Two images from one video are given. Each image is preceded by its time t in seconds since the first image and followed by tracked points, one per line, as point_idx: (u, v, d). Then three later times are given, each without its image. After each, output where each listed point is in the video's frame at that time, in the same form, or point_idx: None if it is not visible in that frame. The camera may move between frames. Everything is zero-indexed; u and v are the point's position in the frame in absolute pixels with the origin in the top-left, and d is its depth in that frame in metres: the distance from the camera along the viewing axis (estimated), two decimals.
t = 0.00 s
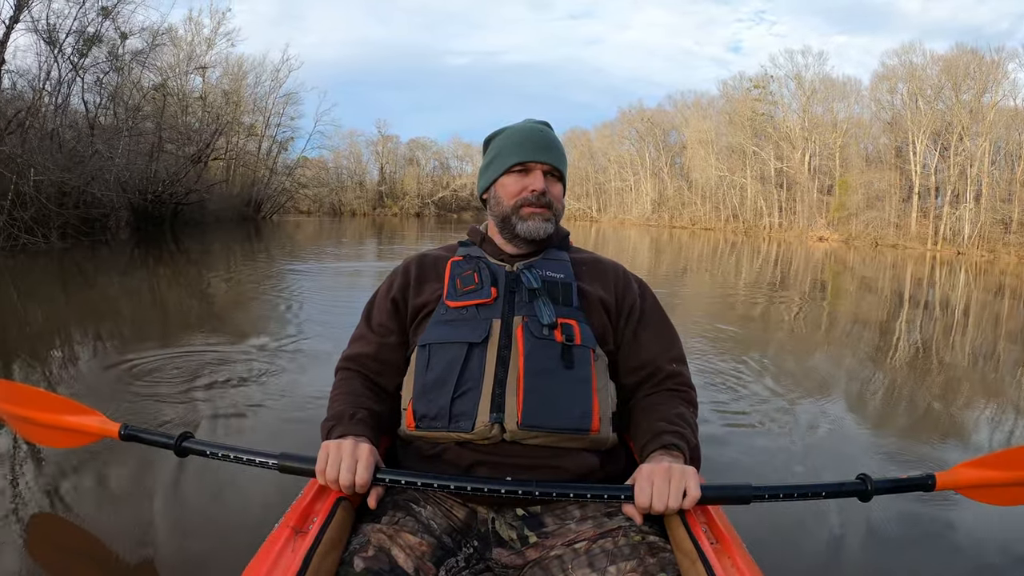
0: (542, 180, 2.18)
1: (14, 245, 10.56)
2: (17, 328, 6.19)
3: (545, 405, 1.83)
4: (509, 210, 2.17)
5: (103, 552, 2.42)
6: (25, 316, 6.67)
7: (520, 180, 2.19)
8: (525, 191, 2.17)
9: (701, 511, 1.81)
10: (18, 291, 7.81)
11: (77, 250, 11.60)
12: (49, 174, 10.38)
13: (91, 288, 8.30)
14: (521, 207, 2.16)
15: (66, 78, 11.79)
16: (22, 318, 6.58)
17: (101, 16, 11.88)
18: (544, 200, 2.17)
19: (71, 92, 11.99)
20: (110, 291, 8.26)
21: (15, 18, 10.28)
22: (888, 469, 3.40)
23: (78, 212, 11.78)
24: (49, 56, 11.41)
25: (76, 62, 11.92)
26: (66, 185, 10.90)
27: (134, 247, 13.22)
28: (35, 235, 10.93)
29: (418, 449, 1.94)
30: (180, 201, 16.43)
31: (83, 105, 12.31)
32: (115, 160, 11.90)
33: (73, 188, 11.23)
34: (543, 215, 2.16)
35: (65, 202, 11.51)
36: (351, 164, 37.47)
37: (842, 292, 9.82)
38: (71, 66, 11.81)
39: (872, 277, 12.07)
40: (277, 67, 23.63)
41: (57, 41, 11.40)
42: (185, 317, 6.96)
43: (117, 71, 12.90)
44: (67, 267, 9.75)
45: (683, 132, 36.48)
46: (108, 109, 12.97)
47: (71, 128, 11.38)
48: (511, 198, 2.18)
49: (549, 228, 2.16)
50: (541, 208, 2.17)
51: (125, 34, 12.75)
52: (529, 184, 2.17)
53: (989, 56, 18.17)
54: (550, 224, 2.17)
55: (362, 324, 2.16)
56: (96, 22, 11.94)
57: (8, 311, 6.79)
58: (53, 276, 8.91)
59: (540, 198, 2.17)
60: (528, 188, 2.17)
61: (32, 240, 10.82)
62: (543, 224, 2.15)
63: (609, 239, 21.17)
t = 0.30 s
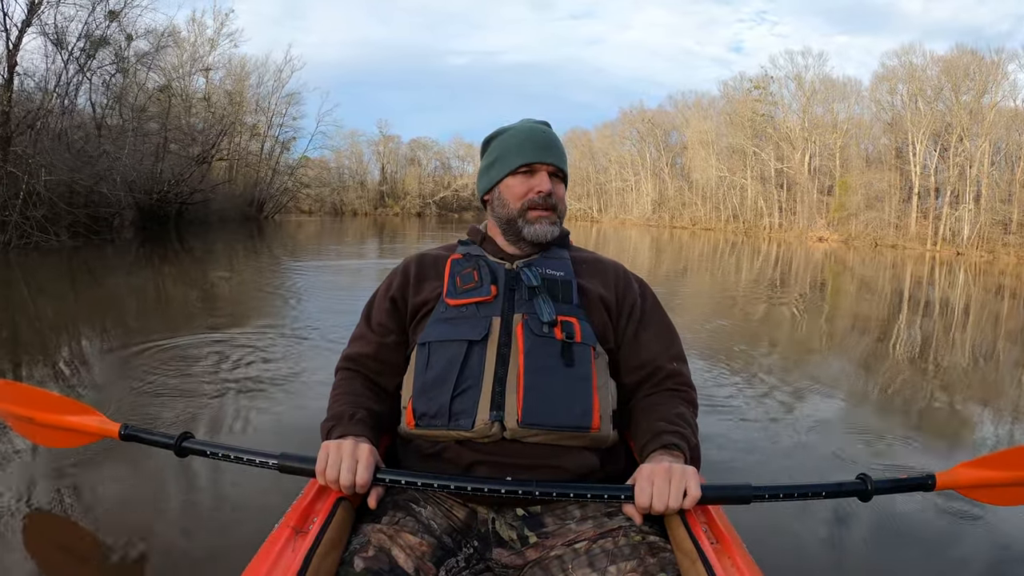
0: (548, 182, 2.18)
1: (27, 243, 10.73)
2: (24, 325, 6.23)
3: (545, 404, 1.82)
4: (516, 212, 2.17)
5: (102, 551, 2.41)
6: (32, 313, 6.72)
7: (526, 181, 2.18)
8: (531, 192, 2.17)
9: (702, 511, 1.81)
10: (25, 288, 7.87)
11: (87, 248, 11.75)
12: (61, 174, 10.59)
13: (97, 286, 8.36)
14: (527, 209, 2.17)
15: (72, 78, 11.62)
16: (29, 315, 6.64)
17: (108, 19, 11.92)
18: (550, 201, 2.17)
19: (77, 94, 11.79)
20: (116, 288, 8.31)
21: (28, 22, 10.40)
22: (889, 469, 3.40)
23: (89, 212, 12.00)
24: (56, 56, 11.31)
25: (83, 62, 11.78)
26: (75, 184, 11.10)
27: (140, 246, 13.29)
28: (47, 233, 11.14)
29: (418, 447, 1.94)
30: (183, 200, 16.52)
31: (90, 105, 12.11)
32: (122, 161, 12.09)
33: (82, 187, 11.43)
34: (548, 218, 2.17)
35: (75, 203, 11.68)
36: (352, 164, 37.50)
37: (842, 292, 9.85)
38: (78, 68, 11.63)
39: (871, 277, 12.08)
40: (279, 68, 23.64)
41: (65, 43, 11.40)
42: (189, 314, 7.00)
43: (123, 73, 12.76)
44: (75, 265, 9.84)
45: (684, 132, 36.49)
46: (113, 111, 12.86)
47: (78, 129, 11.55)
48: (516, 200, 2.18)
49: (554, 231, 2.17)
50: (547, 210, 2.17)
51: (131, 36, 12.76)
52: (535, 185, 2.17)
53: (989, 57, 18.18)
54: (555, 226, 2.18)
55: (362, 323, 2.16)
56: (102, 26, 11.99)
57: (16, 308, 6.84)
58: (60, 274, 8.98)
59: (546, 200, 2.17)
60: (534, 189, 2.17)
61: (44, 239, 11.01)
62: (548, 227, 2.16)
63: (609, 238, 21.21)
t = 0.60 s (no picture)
0: (549, 181, 2.19)
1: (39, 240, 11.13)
2: (30, 322, 6.28)
3: (545, 401, 1.82)
4: (517, 212, 2.17)
5: (101, 549, 2.40)
6: (38, 310, 6.77)
7: (527, 181, 2.18)
8: (532, 192, 2.17)
9: (702, 511, 1.81)
10: (33, 286, 7.94)
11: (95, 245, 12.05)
12: (70, 173, 10.89)
13: (103, 284, 8.41)
14: (529, 209, 2.17)
15: (80, 79, 11.62)
16: (35, 312, 6.68)
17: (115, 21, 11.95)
18: (551, 201, 2.18)
19: (84, 94, 11.80)
20: (121, 286, 8.36)
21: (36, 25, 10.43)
22: (888, 469, 3.40)
23: (96, 209, 12.18)
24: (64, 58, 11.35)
25: (88, 63, 11.72)
26: (83, 184, 11.29)
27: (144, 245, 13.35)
28: (56, 230, 11.32)
29: (418, 446, 1.94)
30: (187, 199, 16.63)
31: (95, 105, 12.14)
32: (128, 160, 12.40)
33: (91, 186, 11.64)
34: (549, 218, 2.17)
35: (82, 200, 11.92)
36: (353, 164, 37.55)
37: (841, 293, 9.87)
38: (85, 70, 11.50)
39: (871, 277, 12.12)
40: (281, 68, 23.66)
41: (71, 44, 11.37)
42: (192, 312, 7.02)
43: (128, 74, 12.61)
44: (81, 263, 9.92)
45: (684, 133, 36.53)
46: (118, 111, 12.89)
47: (86, 129, 11.57)
48: (518, 199, 2.18)
49: (555, 230, 2.18)
50: (548, 210, 2.18)
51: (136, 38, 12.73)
52: (536, 184, 2.17)
53: (988, 59, 18.20)
54: (556, 225, 2.19)
55: (361, 322, 2.15)
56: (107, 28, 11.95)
57: (22, 305, 6.90)
58: (66, 272, 9.05)
59: (547, 200, 2.17)
60: (535, 189, 2.17)
61: (55, 237, 11.18)
62: (550, 227, 2.16)
63: (609, 239, 21.24)
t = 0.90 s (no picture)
0: (552, 182, 2.19)
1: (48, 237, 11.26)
2: (36, 319, 6.29)
3: (545, 402, 1.82)
4: (519, 213, 2.17)
5: (102, 547, 2.40)
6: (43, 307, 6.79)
7: (528, 183, 2.18)
8: (535, 194, 2.17)
9: (702, 511, 1.81)
10: (39, 284, 7.97)
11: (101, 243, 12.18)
12: (77, 172, 11.12)
13: (109, 282, 8.43)
14: (531, 210, 2.17)
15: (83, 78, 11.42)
16: (41, 309, 6.70)
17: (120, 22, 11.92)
18: (553, 202, 2.18)
19: (90, 93, 11.75)
20: (125, 284, 8.37)
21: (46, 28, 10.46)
22: (888, 469, 3.41)
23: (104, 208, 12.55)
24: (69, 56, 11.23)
25: (94, 63, 11.58)
26: (90, 182, 11.50)
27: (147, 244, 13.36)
28: (65, 228, 11.74)
29: (418, 447, 1.94)
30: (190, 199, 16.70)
31: (100, 104, 12.10)
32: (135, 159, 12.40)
33: (97, 184, 11.73)
34: (552, 218, 2.18)
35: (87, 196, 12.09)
36: (353, 164, 37.56)
37: (839, 294, 9.89)
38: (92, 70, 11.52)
39: (869, 278, 12.13)
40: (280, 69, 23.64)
41: (78, 44, 11.32)
42: (197, 309, 7.03)
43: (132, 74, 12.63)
44: (86, 260, 9.96)
45: (683, 134, 36.51)
46: (122, 110, 12.85)
47: (93, 128, 11.57)
48: (520, 201, 2.18)
49: (558, 231, 2.19)
50: (549, 211, 2.18)
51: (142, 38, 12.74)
52: (538, 186, 2.17)
53: (986, 61, 18.16)
54: (559, 226, 2.19)
55: (361, 323, 2.15)
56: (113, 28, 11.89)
57: (28, 303, 6.92)
58: (71, 271, 9.07)
59: (550, 201, 2.18)
60: (537, 191, 2.17)
61: (64, 234, 11.60)
62: (552, 226, 2.17)
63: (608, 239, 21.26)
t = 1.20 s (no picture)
0: (556, 185, 2.19)
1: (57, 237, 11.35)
2: (41, 317, 6.28)
3: (545, 401, 1.83)
4: (522, 216, 2.17)
5: (104, 547, 2.39)
6: (48, 305, 6.80)
7: (531, 185, 2.18)
8: (538, 197, 2.17)
9: (702, 510, 1.80)
10: (44, 283, 7.97)
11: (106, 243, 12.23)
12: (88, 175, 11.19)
13: (114, 281, 8.41)
14: (535, 213, 2.17)
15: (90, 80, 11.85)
16: (45, 308, 6.68)
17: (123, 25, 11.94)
18: (556, 205, 2.19)
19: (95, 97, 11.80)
20: (129, 283, 8.37)
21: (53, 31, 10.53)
22: (887, 468, 3.40)
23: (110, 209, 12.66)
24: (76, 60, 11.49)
25: (99, 66, 11.81)
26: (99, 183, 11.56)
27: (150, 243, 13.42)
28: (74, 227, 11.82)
29: (419, 447, 1.95)
30: (192, 201, 16.76)
31: (106, 107, 12.37)
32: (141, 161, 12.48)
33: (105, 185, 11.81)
34: (555, 221, 2.19)
35: (94, 195, 12.21)
36: (353, 164, 37.52)
37: (837, 294, 9.89)
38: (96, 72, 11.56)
39: (867, 278, 12.12)
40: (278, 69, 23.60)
41: (82, 47, 11.43)
42: (201, 308, 7.00)
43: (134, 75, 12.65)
44: (92, 260, 9.99)
45: (682, 134, 36.49)
46: (125, 112, 12.94)
47: (98, 130, 11.63)
48: (523, 204, 2.17)
49: (560, 234, 2.20)
50: (552, 212, 2.18)
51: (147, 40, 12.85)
52: (541, 189, 2.17)
53: (984, 61, 18.10)
54: (561, 229, 2.21)
55: (361, 323, 2.15)
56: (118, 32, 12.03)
57: (33, 301, 6.92)
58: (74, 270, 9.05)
59: (553, 204, 2.18)
60: (540, 193, 2.17)
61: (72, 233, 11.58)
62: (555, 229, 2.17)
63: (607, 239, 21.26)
